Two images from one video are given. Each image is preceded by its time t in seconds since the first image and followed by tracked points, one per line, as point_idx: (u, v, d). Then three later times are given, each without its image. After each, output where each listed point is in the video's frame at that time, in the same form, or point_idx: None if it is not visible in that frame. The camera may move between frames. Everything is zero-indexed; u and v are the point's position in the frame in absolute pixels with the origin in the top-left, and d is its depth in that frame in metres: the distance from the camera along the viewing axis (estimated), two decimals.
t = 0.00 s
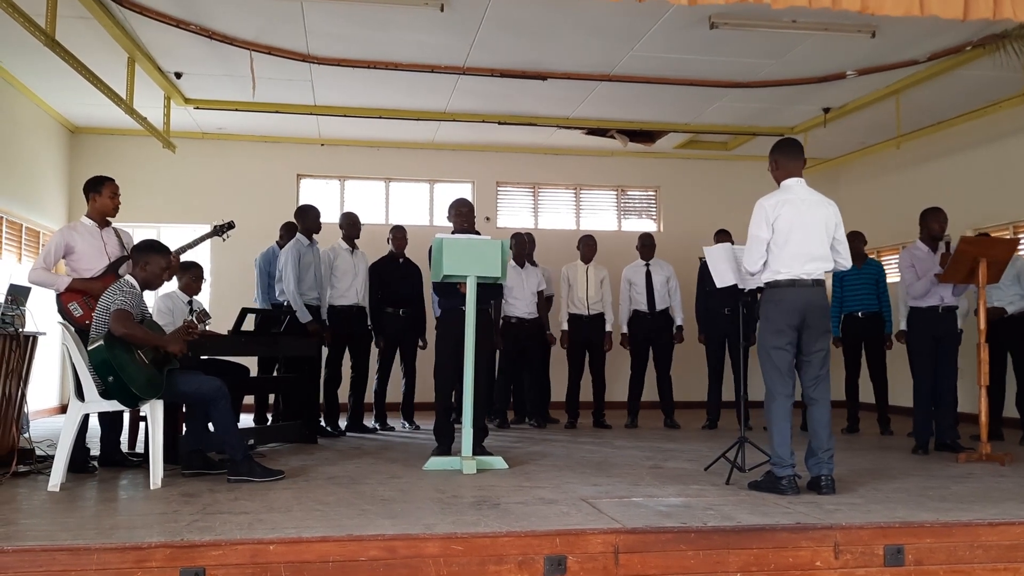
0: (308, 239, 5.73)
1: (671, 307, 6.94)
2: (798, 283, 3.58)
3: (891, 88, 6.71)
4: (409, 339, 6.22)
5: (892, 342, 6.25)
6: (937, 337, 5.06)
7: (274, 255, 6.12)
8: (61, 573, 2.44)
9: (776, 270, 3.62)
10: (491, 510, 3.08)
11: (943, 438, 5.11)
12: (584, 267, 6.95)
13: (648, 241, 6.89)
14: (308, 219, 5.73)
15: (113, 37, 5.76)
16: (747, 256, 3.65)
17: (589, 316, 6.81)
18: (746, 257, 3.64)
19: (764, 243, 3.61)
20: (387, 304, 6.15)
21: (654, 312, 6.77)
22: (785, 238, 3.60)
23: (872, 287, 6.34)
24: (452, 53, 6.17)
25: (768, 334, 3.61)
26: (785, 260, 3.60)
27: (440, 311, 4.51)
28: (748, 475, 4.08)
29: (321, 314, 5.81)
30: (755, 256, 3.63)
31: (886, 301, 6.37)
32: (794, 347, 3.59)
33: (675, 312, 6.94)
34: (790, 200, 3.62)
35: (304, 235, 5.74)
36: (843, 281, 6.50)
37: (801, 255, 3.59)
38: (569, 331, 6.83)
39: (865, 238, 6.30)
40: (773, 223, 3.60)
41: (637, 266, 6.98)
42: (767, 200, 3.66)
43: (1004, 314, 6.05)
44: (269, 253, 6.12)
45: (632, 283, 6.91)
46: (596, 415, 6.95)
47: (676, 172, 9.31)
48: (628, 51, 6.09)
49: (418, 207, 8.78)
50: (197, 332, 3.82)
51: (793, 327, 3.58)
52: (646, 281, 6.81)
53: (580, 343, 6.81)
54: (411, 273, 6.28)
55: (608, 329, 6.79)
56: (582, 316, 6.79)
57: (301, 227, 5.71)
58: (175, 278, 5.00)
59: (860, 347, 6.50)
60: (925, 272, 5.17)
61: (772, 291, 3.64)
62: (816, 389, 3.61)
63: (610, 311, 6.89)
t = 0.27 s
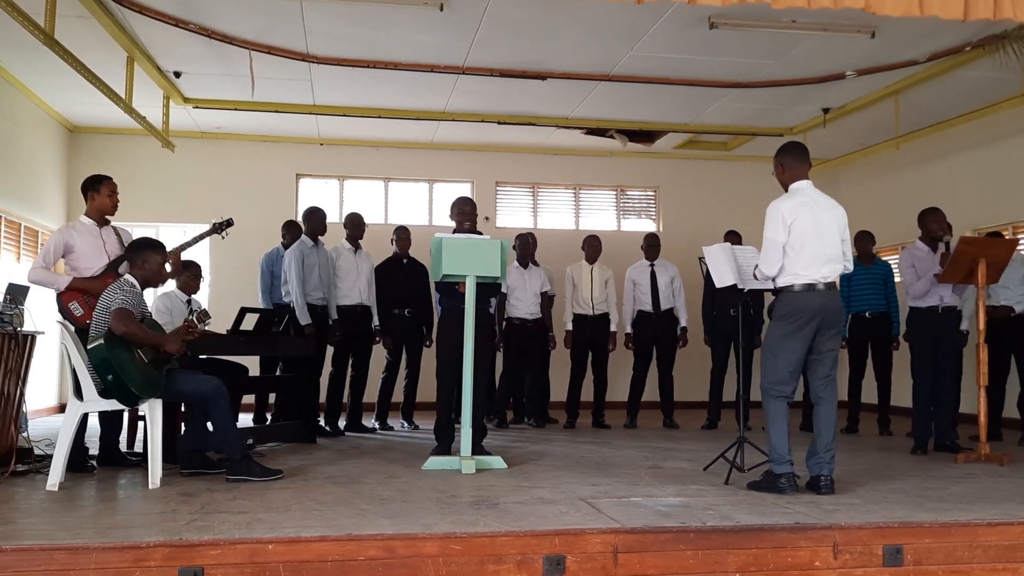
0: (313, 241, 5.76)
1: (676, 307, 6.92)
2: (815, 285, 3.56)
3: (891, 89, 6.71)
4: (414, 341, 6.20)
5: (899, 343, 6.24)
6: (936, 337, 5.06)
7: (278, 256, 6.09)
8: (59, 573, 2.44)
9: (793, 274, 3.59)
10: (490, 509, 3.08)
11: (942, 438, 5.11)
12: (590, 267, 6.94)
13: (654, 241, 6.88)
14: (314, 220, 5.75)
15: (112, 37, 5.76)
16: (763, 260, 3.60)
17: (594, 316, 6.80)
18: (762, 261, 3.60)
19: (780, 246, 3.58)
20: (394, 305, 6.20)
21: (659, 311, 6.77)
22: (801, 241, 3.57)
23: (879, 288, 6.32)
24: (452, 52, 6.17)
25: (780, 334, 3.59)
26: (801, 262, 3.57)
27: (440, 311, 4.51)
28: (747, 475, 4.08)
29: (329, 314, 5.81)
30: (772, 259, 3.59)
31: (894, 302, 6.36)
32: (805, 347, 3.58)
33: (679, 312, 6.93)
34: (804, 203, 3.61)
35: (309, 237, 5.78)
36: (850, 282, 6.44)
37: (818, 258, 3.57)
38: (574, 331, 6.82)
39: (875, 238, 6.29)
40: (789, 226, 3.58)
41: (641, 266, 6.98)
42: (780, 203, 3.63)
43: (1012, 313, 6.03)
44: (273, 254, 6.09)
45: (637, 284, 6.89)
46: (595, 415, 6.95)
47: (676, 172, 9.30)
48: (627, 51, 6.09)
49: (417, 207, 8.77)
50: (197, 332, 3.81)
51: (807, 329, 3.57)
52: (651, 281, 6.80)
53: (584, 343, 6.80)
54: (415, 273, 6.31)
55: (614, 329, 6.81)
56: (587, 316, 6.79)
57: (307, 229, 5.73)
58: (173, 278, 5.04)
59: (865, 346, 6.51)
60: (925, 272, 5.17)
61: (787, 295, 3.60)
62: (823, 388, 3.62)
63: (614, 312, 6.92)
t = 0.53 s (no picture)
0: (315, 242, 5.78)
1: (677, 308, 6.93)
2: (823, 286, 3.56)
3: (890, 89, 6.72)
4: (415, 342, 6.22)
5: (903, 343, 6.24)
6: (935, 338, 5.06)
7: (280, 257, 6.10)
8: (59, 572, 2.44)
9: (801, 274, 3.58)
10: (489, 510, 3.08)
11: (941, 439, 5.11)
12: (591, 268, 6.97)
13: (659, 241, 6.91)
14: (319, 221, 5.77)
15: (111, 37, 5.76)
16: (772, 259, 3.58)
17: (596, 316, 6.80)
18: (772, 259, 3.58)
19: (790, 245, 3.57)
20: (396, 306, 6.21)
21: (660, 312, 6.77)
22: (810, 241, 3.58)
23: (885, 287, 6.34)
24: (451, 52, 6.17)
25: (785, 334, 3.59)
26: (811, 261, 3.57)
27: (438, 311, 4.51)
28: (746, 475, 4.08)
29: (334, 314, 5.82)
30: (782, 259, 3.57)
31: (898, 303, 6.36)
32: (811, 347, 3.58)
33: (680, 313, 6.94)
34: (812, 204, 3.62)
35: (312, 237, 5.80)
36: (855, 281, 6.46)
37: (825, 258, 3.57)
38: (576, 331, 6.83)
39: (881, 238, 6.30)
40: (800, 226, 3.58)
41: (644, 266, 6.98)
42: (788, 203, 3.63)
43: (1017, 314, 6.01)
44: (276, 254, 6.10)
45: (638, 284, 6.90)
46: (594, 415, 6.95)
47: (675, 172, 9.31)
48: (627, 52, 6.09)
49: (416, 207, 8.77)
50: (197, 330, 3.80)
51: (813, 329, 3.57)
52: (654, 281, 6.80)
53: (586, 343, 6.80)
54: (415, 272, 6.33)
55: (616, 330, 6.82)
56: (590, 316, 6.79)
57: (312, 229, 5.75)
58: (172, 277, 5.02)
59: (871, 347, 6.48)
60: (924, 272, 5.18)
61: (793, 295, 3.60)
62: (824, 389, 3.63)
63: (617, 313, 6.92)
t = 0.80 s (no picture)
0: (315, 242, 5.77)
1: (674, 310, 6.93)
2: (823, 286, 3.58)
3: (889, 91, 6.72)
4: (413, 344, 6.23)
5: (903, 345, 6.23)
6: (934, 340, 5.06)
7: (279, 258, 6.10)
8: (56, 573, 2.43)
9: (801, 274, 3.59)
10: (488, 511, 3.07)
11: (940, 441, 5.12)
12: (591, 270, 6.95)
13: (658, 243, 6.91)
14: (317, 222, 5.76)
15: (110, 38, 5.76)
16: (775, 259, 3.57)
17: (595, 317, 6.80)
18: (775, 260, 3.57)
19: (793, 246, 3.56)
20: (395, 307, 6.22)
21: (659, 313, 6.77)
22: (813, 242, 3.57)
23: (886, 288, 6.33)
24: (450, 53, 6.17)
25: (788, 335, 3.58)
26: (811, 262, 3.57)
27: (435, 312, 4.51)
28: (745, 477, 4.07)
29: (334, 315, 5.82)
30: (784, 259, 3.57)
31: (899, 305, 6.35)
32: (812, 348, 3.59)
33: (677, 315, 6.94)
34: (816, 204, 3.60)
35: (312, 238, 5.79)
36: (856, 282, 6.44)
37: (826, 259, 3.58)
38: (574, 332, 6.82)
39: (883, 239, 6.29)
40: (803, 226, 3.56)
41: (643, 267, 6.98)
42: (792, 203, 3.61)
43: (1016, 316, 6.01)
44: (275, 255, 6.10)
45: (637, 284, 6.91)
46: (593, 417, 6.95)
47: (674, 174, 9.31)
48: (625, 53, 6.09)
49: (415, 208, 8.77)
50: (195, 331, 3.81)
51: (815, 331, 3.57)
52: (653, 282, 6.82)
53: (584, 345, 6.80)
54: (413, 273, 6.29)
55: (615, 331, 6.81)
56: (588, 317, 6.79)
57: (310, 230, 5.75)
58: (172, 278, 4.96)
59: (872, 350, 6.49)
60: (921, 274, 5.18)
61: (793, 294, 3.61)
62: (824, 390, 3.64)
63: (616, 314, 6.91)
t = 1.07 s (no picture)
0: (313, 242, 5.78)
1: (669, 312, 6.93)
2: (818, 288, 3.57)
3: (886, 93, 6.73)
4: (411, 344, 6.22)
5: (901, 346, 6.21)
6: (930, 342, 5.07)
7: (276, 259, 6.09)
8: (53, 574, 2.43)
9: (796, 275, 3.58)
10: (485, 512, 3.07)
11: (937, 442, 5.14)
12: (588, 271, 6.96)
13: (654, 244, 6.92)
14: (315, 222, 5.76)
15: (108, 38, 5.76)
16: (769, 259, 3.58)
17: (593, 317, 6.80)
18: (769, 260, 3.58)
19: (787, 246, 3.57)
20: (391, 308, 6.20)
21: (654, 314, 6.77)
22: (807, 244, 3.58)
23: (883, 291, 6.32)
24: (449, 54, 6.18)
25: (782, 336, 3.58)
26: (806, 264, 3.57)
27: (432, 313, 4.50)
28: (742, 478, 4.07)
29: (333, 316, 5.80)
30: (779, 259, 3.57)
31: (897, 307, 6.34)
32: (806, 349, 3.59)
33: (671, 316, 6.94)
34: (811, 206, 3.62)
35: (310, 238, 5.80)
36: (854, 284, 6.41)
37: (821, 261, 3.58)
38: (571, 333, 6.83)
39: (880, 241, 6.29)
40: (797, 226, 3.58)
41: (639, 268, 6.98)
42: (787, 204, 3.63)
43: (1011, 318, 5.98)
44: (272, 256, 6.09)
45: (633, 285, 6.89)
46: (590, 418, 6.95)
47: (672, 175, 9.31)
48: (623, 54, 6.10)
49: (413, 209, 8.77)
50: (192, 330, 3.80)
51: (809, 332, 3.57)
52: (649, 283, 6.81)
53: (581, 346, 6.81)
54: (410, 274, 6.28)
55: (611, 333, 6.81)
56: (585, 319, 6.80)
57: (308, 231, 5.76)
58: (170, 279, 5.01)
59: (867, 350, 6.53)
60: (917, 274, 5.18)
61: (788, 297, 3.60)
62: (820, 392, 3.62)
63: (612, 315, 6.91)
